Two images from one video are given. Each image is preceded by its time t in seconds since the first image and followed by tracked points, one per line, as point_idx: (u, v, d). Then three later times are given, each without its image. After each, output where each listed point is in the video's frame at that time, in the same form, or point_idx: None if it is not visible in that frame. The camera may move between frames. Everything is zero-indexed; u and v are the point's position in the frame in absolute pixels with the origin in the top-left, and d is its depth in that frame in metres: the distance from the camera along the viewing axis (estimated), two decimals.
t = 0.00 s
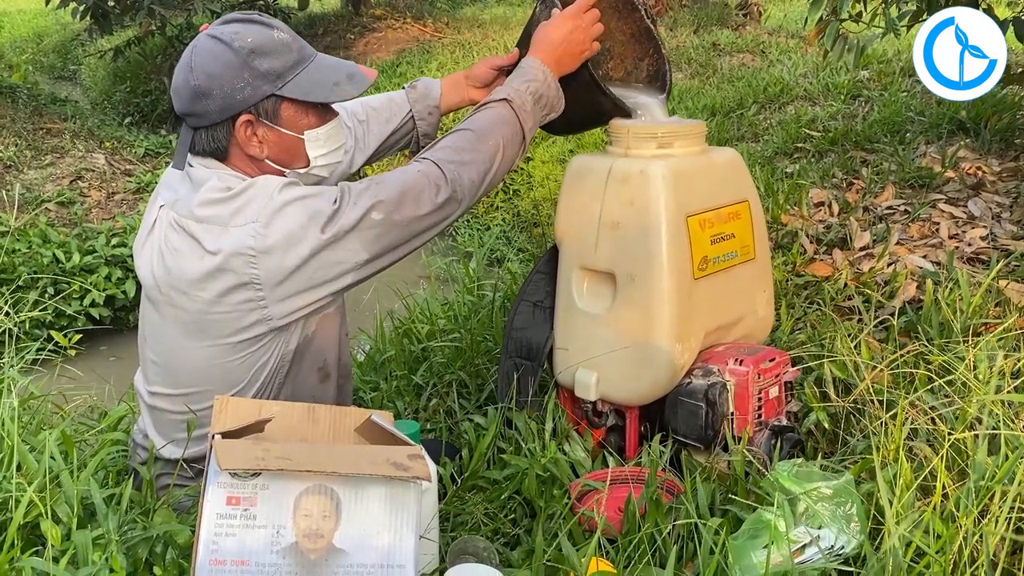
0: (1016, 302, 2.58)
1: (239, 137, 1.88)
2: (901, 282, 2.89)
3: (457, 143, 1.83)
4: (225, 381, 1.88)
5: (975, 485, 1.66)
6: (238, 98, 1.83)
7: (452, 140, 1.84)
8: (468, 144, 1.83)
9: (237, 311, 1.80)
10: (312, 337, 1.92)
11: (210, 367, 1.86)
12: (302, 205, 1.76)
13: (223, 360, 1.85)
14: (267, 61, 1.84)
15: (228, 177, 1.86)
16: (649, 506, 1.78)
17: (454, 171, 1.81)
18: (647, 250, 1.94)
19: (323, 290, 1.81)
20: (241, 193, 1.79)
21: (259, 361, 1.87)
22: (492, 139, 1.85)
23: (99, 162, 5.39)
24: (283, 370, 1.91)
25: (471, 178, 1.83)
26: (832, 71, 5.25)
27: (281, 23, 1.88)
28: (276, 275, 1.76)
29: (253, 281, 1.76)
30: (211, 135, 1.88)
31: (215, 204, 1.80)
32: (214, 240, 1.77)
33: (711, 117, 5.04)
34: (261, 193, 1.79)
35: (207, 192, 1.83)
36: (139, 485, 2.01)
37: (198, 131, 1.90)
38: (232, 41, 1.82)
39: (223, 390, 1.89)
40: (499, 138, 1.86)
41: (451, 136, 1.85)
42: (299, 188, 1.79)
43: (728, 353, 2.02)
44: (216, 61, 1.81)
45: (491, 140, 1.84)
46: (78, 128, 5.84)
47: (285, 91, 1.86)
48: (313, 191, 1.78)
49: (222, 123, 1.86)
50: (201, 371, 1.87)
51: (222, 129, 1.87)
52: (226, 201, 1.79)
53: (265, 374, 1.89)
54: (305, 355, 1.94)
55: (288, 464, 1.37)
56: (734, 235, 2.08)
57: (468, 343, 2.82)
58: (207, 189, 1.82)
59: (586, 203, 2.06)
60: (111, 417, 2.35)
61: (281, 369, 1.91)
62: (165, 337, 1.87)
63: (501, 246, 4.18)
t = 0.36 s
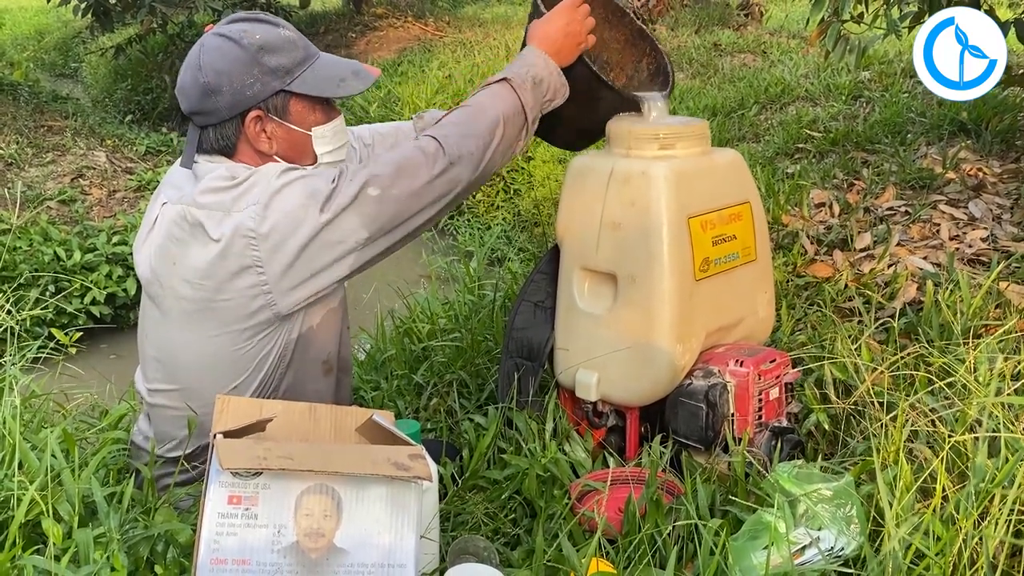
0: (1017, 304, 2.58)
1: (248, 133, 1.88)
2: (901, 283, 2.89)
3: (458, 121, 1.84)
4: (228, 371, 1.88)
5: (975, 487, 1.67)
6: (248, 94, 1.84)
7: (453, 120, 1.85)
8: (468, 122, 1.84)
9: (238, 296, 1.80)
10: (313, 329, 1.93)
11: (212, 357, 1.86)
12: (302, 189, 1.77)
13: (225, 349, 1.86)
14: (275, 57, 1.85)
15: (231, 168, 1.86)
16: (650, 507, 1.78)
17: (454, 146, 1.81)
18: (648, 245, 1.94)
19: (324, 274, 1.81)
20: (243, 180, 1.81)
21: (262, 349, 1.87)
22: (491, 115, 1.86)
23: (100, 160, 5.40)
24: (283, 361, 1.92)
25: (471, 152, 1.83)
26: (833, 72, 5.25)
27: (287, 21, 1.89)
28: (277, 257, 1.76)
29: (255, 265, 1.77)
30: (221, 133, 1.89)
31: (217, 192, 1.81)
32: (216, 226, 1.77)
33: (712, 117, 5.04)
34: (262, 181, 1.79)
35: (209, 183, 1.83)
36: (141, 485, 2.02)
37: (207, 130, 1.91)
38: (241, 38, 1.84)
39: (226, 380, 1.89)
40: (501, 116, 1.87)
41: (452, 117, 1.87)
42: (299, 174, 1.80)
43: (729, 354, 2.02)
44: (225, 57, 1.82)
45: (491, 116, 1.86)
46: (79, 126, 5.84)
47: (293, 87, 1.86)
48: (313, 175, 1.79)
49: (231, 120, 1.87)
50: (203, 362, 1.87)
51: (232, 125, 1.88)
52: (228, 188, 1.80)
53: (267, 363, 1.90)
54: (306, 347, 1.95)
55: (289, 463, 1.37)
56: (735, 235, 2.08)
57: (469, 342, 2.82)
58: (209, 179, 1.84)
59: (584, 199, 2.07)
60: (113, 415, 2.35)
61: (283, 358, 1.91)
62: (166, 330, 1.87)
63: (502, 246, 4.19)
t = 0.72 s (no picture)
0: (1015, 304, 2.58)
1: (222, 126, 1.93)
2: (900, 284, 2.89)
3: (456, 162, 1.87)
4: (225, 364, 1.89)
5: (972, 486, 1.67)
6: (212, 87, 1.90)
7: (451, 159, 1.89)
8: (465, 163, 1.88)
9: (238, 291, 1.83)
10: (311, 322, 1.92)
11: (208, 349, 1.88)
12: (307, 187, 1.79)
13: (221, 341, 1.87)
14: (230, 44, 1.90)
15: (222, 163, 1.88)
16: (648, 505, 1.78)
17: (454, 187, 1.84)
18: (643, 242, 1.95)
19: (323, 277, 1.83)
20: (247, 173, 1.84)
21: (258, 345, 1.88)
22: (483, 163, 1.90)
23: (99, 159, 5.39)
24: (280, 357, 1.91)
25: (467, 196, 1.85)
26: (833, 73, 5.25)
27: (238, 9, 1.95)
28: (280, 256, 1.79)
29: (256, 257, 1.79)
30: (197, 132, 1.95)
31: (221, 184, 1.84)
32: (218, 216, 1.81)
33: (711, 117, 5.04)
34: (268, 173, 1.83)
35: (212, 171, 1.87)
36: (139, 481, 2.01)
37: (184, 133, 1.97)
38: (193, 35, 1.90)
39: (221, 374, 1.90)
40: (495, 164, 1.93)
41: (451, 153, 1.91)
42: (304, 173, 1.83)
43: (727, 353, 2.02)
44: (183, 57, 1.89)
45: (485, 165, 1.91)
46: (78, 124, 5.84)
47: (254, 70, 1.91)
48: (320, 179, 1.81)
49: (203, 116, 1.93)
50: (199, 353, 1.88)
51: (205, 123, 1.94)
52: (233, 180, 1.84)
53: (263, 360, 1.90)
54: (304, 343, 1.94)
55: (287, 459, 1.37)
56: (732, 234, 2.08)
57: (468, 341, 2.82)
58: (212, 170, 1.87)
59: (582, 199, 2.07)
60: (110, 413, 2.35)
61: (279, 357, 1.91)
62: (164, 320, 1.88)
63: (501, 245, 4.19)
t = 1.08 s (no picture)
0: (1010, 310, 2.59)
1: (268, 126, 2.07)
2: (896, 289, 2.89)
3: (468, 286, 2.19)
4: (247, 357, 1.94)
5: (967, 492, 1.67)
6: (261, 90, 2.04)
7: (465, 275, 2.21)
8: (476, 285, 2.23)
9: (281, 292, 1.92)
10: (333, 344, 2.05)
11: (237, 334, 1.93)
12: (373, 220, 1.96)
13: (249, 331, 1.93)
14: (280, 52, 2.04)
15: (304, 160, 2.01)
16: (643, 511, 1.78)
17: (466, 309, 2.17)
18: (640, 251, 1.95)
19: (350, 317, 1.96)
20: (318, 180, 1.96)
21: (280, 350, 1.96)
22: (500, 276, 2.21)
23: (95, 162, 5.37)
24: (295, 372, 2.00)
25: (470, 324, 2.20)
26: (829, 78, 5.26)
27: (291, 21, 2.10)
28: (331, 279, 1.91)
29: (311, 264, 1.90)
30: (245, 131, 2.08)
31: (294, 181, 1.95)
32: (285, 211, 1.91)
33: (708, 122, 5.05)
34: (336, 184, 1.96)
35: (286, 169, 1.98)
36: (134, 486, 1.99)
37: (233, 132, 2.11)
38: (248, 42, 2.05)
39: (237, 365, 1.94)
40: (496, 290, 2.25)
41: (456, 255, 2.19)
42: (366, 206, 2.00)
43: (723, 359, 2.02)
44: (238, 61, 2.03)
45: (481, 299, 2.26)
46: (75, 128, 5.82)
47: (300, 76, 2.06)
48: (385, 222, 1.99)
49: (252, 116, 2.07)
50: (225, 334, 1.93)
51: (253, 122, 2.07)
52: (311, 183, 1.95)
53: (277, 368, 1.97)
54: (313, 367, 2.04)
55: (282, 466, 1.37)
56: (729, 240, 2.08)
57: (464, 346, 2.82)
58: (290, 165, 1.98)
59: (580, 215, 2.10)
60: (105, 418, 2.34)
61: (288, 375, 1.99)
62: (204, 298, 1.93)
63: (498, 249, 4.19)
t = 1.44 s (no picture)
0: (1002, 318, 2.60)
1: (357, 12, 2.17)
2: (888, 298, 2.90)
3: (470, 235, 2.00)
4: (279, 249, 2.11)
5: (961, 503, 1.67)
6: None
7: (484, 217, 2.03)
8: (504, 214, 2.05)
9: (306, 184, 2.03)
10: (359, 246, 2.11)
11: (274, 225, 2.10)
12: (390, 123, 1.95)
13: (286, 220, 2.08)
14: None
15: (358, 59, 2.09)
16: (636, 522, 1.77)
17: (438, 267, 1.97)
18: (631, 260, 1.95)
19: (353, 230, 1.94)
20: (355, 78, 2.02)
21: (312, 245, 2.08)
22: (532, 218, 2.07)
23: (88, 169, 5.36)
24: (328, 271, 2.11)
25: (449, 280, 2.00)
26: (821, 87, 5.28)
27: None
28: (331, 179, 1.95)
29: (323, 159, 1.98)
30: (337, 9, 2.19)
31: (333, 77, 2.03)
32: (314, 104, 2.00)
33: (701, 130, 5.07)
34: (368, 84, 1.99)
35: (328, 65, 2.08)
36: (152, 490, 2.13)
37: (323, 9, 2.22)
38: None
39: (278, 253, 2.11)
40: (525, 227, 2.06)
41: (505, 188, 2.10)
42: (400, 110, 1.99)
43: (716, 368, 2.02)
44: None
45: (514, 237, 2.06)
46: (68, 135, 5.81)
47: None
48: (399, 126, 1.96)
49: None
50: (267, 223, 2.10)
51: (347, 5, 2.18)
52: (347, 81, 2.01)
53: (314, 262, 2.09)
54: (350, 271, 2.14)
55: (272, 477, 1.36)
56: (722, 248, 2.08)
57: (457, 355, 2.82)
58: (340, 62, 2.07)
59: (548, 176, 2.10)
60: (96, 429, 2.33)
61: (325, 271, 2.10)
62: (249, 189, 2.12)
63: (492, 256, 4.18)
